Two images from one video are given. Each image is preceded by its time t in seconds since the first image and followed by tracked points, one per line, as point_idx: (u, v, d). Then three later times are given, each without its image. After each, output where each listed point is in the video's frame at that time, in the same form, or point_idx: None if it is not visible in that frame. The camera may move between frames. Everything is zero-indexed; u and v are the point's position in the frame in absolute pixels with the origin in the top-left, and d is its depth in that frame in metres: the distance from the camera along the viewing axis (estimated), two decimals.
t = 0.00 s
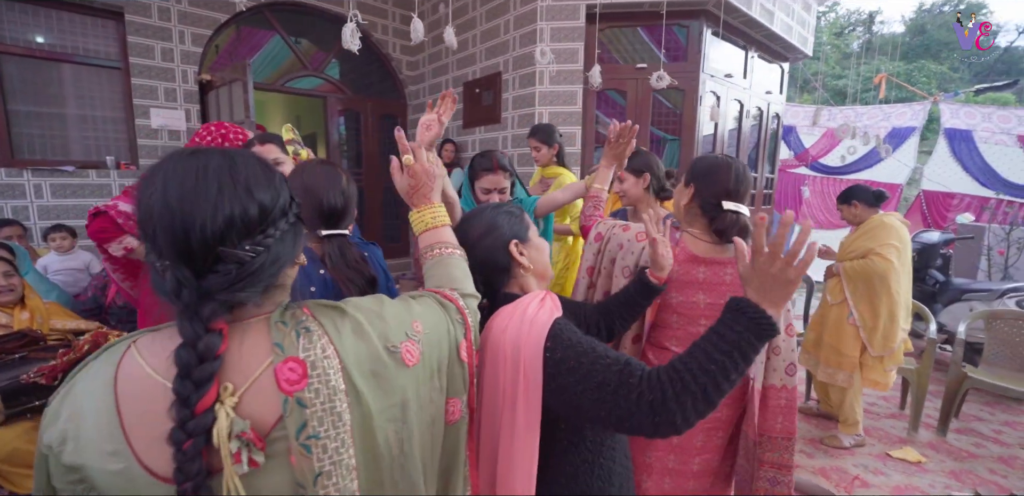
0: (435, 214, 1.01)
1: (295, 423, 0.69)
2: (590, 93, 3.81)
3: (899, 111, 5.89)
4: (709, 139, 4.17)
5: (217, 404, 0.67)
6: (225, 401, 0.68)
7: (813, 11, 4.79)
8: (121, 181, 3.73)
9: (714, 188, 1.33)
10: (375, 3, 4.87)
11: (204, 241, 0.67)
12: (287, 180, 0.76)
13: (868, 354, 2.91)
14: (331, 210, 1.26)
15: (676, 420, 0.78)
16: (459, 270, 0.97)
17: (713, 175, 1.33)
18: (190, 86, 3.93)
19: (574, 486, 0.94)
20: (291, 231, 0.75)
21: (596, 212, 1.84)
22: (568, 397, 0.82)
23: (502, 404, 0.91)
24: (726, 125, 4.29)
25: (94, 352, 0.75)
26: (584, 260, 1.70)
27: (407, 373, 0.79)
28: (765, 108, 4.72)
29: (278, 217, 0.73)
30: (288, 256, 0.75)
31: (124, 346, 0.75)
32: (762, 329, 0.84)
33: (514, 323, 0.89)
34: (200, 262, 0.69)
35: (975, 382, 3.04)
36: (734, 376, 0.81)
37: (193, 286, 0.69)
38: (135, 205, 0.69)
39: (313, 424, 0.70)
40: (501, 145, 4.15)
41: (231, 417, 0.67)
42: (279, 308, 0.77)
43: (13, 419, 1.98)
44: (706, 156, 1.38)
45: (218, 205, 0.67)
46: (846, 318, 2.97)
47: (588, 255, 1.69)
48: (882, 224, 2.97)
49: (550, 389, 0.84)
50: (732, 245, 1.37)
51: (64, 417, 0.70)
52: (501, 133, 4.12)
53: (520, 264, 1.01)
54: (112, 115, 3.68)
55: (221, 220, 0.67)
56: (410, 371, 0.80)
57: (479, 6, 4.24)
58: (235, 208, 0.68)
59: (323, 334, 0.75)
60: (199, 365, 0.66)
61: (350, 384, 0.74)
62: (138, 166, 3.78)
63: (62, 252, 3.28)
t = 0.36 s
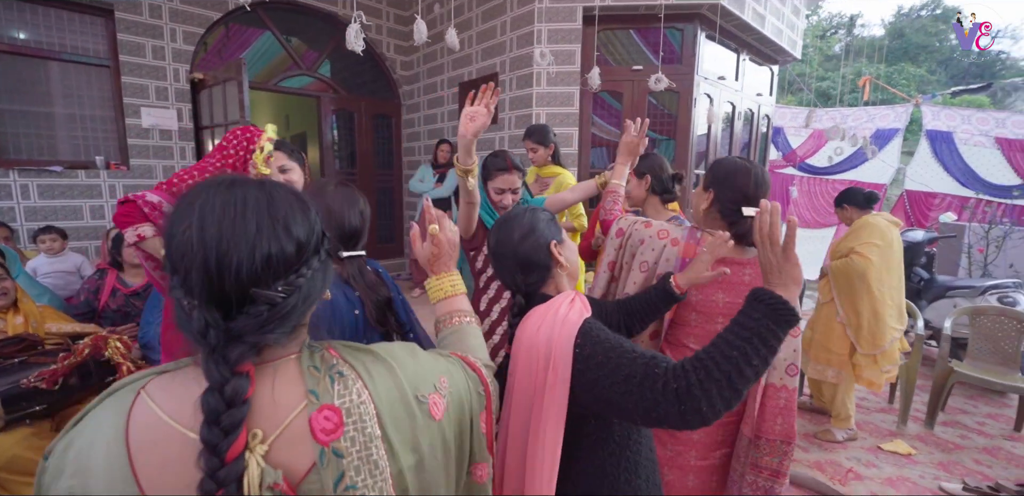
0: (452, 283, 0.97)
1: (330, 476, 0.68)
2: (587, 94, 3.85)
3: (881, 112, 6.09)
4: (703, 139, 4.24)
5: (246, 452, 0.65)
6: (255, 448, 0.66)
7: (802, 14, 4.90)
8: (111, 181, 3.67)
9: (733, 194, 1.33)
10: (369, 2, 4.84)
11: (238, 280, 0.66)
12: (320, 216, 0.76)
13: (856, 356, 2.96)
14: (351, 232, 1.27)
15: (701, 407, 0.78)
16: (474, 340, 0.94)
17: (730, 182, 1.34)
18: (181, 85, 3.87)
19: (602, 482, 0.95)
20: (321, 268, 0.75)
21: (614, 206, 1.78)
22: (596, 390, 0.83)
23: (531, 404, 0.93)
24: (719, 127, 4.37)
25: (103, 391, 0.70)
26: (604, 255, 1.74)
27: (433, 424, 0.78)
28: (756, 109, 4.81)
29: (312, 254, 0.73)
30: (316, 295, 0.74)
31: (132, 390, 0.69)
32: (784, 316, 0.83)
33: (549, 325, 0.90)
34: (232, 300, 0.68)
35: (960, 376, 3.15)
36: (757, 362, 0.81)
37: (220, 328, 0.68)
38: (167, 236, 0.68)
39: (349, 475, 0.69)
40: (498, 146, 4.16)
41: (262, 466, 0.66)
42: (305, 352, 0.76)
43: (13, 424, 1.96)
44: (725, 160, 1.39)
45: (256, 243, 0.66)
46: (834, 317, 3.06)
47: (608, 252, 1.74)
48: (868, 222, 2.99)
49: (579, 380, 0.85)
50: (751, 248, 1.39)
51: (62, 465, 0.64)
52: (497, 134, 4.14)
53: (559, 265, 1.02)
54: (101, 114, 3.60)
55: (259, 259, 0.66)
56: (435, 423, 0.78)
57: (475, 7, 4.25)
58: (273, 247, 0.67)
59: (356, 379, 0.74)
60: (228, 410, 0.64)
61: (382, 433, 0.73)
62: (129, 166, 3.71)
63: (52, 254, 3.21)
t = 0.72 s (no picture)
0: (489, 296, 0.93)
1: None
2: (583, 95, 3.88)
3: (867, 113, 6.23)
4: (696, 140, 4.30)
5: (284, 476, 0.61)
6: (292, 472, 0.62)
7: (791, 18, 4.99)
8: (100, 182, 3.60)
9: (750, 193, 1.36)
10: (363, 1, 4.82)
11: (275, 296, 0.63)
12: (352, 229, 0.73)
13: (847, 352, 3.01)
14: (378, 215, 1.28)
15: (735, 414, 0.80)
16: (513, 354, 0.89)
17: (747, 178, 1.37)
18: (172, 84, 3.81)
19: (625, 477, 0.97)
20: (355, 281, 0.72)
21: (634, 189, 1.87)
22: (635, 386, 0.87)
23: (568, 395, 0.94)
24: (712, 128, 4.43)
25: (124, 411, 0.64)
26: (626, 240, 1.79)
27: (468, 445, 0.72)
28: (747, 110, 4.89)
29: (346, 268, 0.70)
30: (348, 311, 0.71)
31: (157, 412, 0.63)
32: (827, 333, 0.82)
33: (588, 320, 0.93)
34: (266, 318, 0.64)
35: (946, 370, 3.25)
36: (797, 377, 0.81)
37: (256, 346, 0.63)
38: (199, 249, 0.64)
39: None
40: (494, 146, 4.17)
41: (298, 491, 0.61)
42: (337, 372, 0.71)
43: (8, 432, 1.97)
44: (743, 158, 1.42)
45: (295, 257, 0.63)
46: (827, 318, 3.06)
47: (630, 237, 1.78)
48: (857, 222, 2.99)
49: (617, 373, 0.89)
50: (769, 245, 1.41)
51: (85, 490, 0.59)
52: (494, 134, 4.16)
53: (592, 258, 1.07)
54: (90, 113, 3.53)
55: (296, 274, 0.63)
56: (466, 445, 0.72)
57: (470, 7, 4.25)
58: (310, 260, 0.64)
59: (387, 399, 0.70)
60: (266, 429, 0.59)
61: (416, 455, 0.68)
62: (118, 167, 3.64)
63: (41, 257, 3.14)
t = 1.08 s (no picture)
0: (552, 250, 0.86)
1: (397, 475, 0.64)
2: (581, 96, 3.91)
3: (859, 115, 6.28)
4: (693, 140, 4.34)
5: (323, 447, 0.62)
6: (330, 444, 0.63)
7: (784, 19, 5.05)
8: (96, 182, 3.56)
9: (764, 196, 1.42)
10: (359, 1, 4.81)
11: (320, 267, 0.66)
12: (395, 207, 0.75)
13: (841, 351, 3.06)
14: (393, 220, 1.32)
15: (789, 429, 0.84)
16: (574, 313, 0.83)
17: (753, 178, 1.43)
18: (169, 83, 3.78)
19: (654, 472, 1.00)
20: (395, 258, 0.73)
21: (642, 201, 1.94)
22: (692, 393, 0.89)
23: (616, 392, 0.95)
24: (707, 128, 4.48)
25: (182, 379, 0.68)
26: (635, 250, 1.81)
27: (500, 423, 0.70)
28: (741, 111, 4.95)
29: (387, 244, 0.72)
30: (389, 285, 0.72)
31: (212, 379, 0.67)
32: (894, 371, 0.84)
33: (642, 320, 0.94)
34: (313, 287, 0.67)
35: (938, 366, 3.33)
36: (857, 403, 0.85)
37: (302, 315, 0.67)
38: (249, 223, 0.67)
39: (413, 478, 0.64)
40: (493, 146, 4.19)
41: (334, 465, 0.62)
42: (373, 349, 0.72)
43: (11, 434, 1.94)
44: (753, 161, 1.47)
45: (338, 229, 0.65)
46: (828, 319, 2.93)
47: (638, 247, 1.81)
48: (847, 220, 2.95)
49: (670, 377, 0.90)
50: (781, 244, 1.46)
51: (151, 452, 0.62)
52: (493, 134, 4.17)
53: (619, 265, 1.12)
54: (85, 113, 3.49)
55: (340, 246, 0.66)
56: (501, 423, 0.70)
57: (468, 8, 4.26)
58: (355, 232, 0.66)
59: (420, 379, 0.69)
60: (308, 397, 0.62)
61: (447, 436, 0.67)
62: (114, 167, 3.61)
63: (37, 258, 3.10)
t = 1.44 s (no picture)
0: (597, 224, 0.83)
1: (403, 468, 0.65)
2: (582, 96, 3.93)
3: (856, 114, 6.47)
4: (694, 140, 4.36)
5: (331, 433, 0.65)
6: (337, 431, 0.66)
7: (783, 20, 5.09)
8: (96, 182, 3.55)
9: (787, 197, 1.45)
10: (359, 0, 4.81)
11: (325, 263, 0.68)
12: (418, 206, 0.73)
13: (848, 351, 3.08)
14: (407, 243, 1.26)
15: (819, 413, 0.89)
16: (622, 290, 0.80)
17: (774, 179, 1.47)
18: (169, 83, 3.77)
19: (676, 475, 1.01)
20: (415, 259, 0.72)
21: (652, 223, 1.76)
22: (741, 393, 0.89)
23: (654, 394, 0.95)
24: (707, 128, 4.51)
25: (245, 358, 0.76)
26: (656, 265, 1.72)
27: (516, 419, 0.68)
28: (741, 111, 4.99)
29: (402, 243, 0.70)
30: (405, 285, 0.72)
31: (261, 361, 0.74)
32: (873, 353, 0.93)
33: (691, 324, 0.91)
34: (328, 281, 0.70)
35: (936, 364, 3.37)
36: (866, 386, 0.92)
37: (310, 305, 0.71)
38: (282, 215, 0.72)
39: (419, 472, 0.65)
40: (494, 146, 4.20)
41: (341, 451, 0.65)
42: (395, 340, 0.74)
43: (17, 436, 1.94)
44: (773, 163, 1.50)
45: (344, 228, 0.66)
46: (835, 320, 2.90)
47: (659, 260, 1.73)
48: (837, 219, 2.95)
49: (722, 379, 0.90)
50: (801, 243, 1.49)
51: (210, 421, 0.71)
52: (493, 134, 4.18)
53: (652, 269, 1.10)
54: (85, 113, 3.48)
55: (343, 243, 0.66)
56: (519, 420, 0.68)
57: (469, 8, 4.27)
58: (362, 232, 0.66)
59: (432, 374, 0.69)
60: (316, 381, 0.65)
61: (457, 432, 0.66)
62: (114, 167, 3.59)
63: (37, 258, 3.09)
